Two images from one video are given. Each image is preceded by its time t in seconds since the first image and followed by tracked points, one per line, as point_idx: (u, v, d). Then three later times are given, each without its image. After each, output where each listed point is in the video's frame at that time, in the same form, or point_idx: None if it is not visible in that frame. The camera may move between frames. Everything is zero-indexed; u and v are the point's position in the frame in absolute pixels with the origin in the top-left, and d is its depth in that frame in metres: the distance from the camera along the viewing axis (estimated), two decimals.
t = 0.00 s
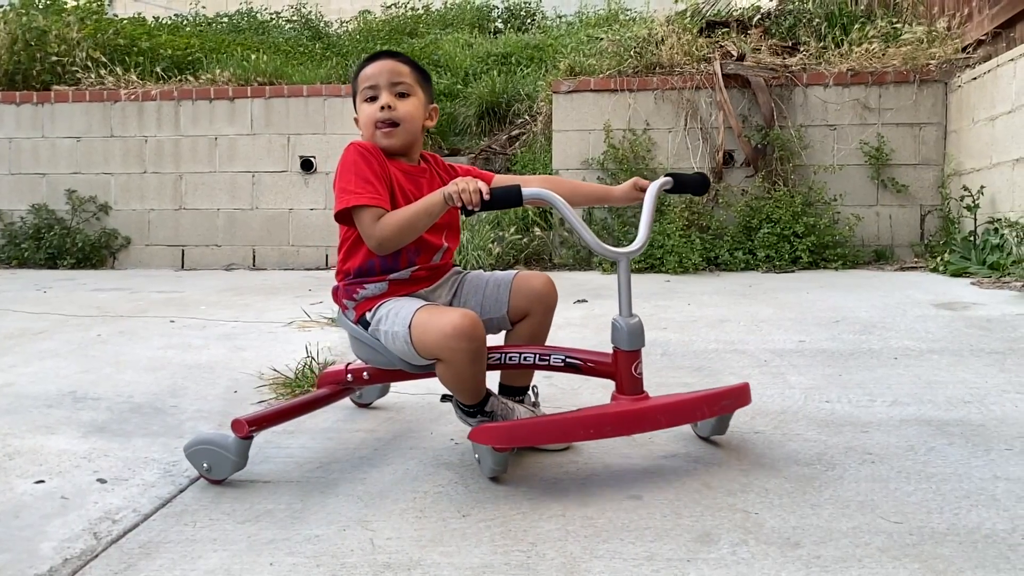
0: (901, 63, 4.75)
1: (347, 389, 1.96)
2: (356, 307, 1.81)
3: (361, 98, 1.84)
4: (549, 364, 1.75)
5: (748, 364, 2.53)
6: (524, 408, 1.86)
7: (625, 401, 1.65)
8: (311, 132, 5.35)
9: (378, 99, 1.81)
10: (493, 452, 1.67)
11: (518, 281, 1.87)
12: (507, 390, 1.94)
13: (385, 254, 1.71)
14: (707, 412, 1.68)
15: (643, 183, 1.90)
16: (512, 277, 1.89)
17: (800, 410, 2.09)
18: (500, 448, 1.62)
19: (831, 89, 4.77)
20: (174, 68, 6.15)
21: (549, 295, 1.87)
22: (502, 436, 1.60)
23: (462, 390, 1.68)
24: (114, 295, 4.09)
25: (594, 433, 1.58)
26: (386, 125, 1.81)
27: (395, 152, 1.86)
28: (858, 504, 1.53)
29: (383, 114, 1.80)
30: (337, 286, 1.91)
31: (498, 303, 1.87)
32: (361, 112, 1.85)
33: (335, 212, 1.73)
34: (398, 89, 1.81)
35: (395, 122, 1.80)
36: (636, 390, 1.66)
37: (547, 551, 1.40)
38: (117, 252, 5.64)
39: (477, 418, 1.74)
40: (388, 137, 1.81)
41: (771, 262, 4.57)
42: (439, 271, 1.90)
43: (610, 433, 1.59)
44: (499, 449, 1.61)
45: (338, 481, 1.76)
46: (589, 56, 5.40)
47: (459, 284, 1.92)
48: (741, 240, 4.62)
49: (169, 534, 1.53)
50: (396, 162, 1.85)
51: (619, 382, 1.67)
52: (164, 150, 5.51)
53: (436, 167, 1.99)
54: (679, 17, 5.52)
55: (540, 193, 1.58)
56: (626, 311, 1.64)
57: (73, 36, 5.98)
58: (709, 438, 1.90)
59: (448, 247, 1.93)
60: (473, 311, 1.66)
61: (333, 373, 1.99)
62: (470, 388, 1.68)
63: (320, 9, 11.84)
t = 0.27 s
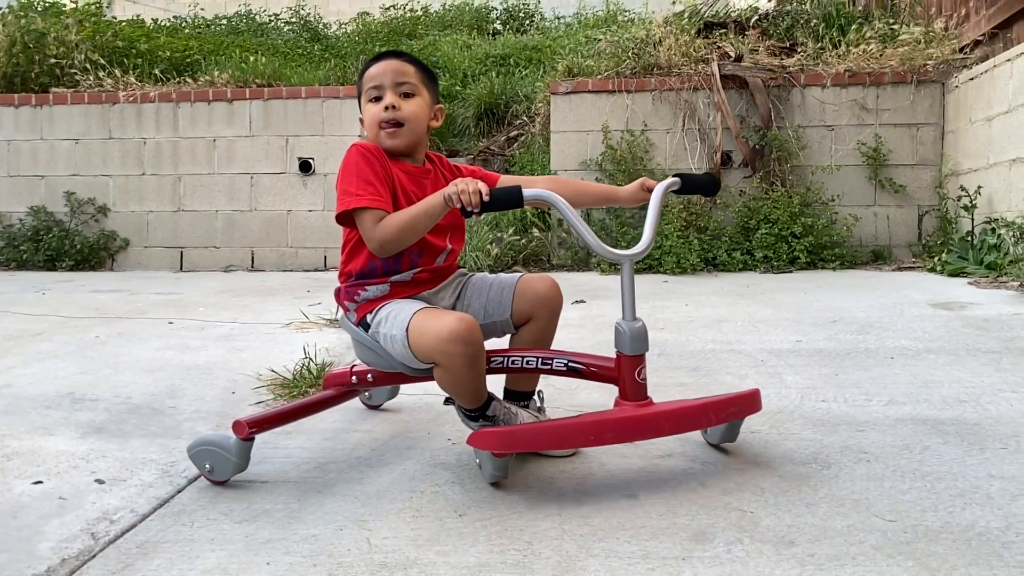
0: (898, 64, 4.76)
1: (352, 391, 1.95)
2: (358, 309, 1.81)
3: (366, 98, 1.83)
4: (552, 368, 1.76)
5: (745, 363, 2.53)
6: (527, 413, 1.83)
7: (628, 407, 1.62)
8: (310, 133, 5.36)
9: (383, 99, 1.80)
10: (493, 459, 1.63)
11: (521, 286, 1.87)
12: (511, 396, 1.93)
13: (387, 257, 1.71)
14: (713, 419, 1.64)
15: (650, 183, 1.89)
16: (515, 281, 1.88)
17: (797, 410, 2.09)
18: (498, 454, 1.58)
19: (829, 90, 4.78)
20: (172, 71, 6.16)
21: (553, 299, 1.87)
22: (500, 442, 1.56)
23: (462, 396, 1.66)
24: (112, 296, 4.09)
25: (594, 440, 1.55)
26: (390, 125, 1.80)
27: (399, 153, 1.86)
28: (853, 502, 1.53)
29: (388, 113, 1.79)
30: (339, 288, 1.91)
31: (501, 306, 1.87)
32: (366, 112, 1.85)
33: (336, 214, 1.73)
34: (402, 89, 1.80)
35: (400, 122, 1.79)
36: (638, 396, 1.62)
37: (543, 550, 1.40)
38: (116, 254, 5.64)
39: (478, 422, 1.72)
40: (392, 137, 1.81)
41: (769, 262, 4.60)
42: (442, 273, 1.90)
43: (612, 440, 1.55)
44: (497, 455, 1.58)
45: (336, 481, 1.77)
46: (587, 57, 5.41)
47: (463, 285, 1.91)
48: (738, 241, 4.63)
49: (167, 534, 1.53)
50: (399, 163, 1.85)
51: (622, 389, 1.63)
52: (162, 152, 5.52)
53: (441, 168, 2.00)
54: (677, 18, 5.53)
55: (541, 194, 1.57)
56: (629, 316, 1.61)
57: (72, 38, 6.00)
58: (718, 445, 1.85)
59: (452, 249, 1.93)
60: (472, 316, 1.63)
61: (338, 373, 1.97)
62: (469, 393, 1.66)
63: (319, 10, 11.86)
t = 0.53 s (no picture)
0: (894, 62, 4.77)
1: (355, 392, 1.93)
2: (358, 308, 1.81)
3: (369, 95, 1.83)
4: (553, 370, 1.74)
5: (741, 361, 2.54)
6: (529, 416, 1.82)
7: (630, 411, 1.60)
8: (307, 133, 5.36)
9: (386, 96, 1.80)
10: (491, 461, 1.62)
11: (524, 286, 1.85)
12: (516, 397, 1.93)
13: (387, 256, 1.71)
14: (716, 424, 1.61)
15: (655, 181, 1.87)
16: (518, 281, 1.86)
17: (792, 407, 2.10)
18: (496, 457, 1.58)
19: (825, 88, 4.79)
20: (169, 70, 6.17)
21: (555, 300, 1.85)
22: (497, 445, 1.56)
23: (459, 398, 1.66)
24: (110, 296, 4.09)
25: (594, 445, 1.54)
26: (394, 123, 1.80)
27: (402, 151, 1.86)
28: (847, 498, 1.54)
29: (390, 111, 1.79)
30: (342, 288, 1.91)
31: (503, 307, 1.85)
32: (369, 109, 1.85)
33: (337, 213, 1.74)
34: (406, 86, 1.80)
35: (402, 120, 1.80)
36: (640, 400, 1.59)
37: (538, 546, 1.41)
38: (113, 254, 5.64)
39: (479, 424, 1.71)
40: (395, 135, 1.81)
41: (765, 260, 4.59)
42: (444, 273, 1.88)
43: (610, 445, 1.54)
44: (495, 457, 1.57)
45: (332, 480, 1.78)
46: (584, 56, 5.42)
47: (465, 286, 1.90)
48: (735, 239, 4.64)
49: (164, 532, 1.54)
50: (401, 162, 1.85)
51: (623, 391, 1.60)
52: (160, 152, 5.52)
53: (445, 167, 1.98)
54: (673, 17, 5.54)
55: (541, 193, 1.53)
56: (631, 317, 1.58)
57: (68, 38, 6.00)
58: (727, 450, 1.80)
59: (457, 248, 1.91)
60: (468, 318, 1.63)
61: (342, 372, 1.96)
62: (466, 395, 1.65)
63: (316, 10, 11.87)
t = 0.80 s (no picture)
0: (890, 59, 4.78)
1: (360, 390, 1.94)
2: (357, 307, 1.80)
3: (373, 91, 1.82)
4: (553, 372, 1.70)
5: (736, 357, 2.55)
6: (530, 417, 1.79)
7: (631, 414, 1.56)
8: (303, 131, 5.37)
9: (390, 93, 1.80)
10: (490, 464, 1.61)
11: (525, 284, 1.82)
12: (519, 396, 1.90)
13: (386, 254, 1.71)
14: (721, 429, 1.56)
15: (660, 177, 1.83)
16: (521, 279, 1.84)
17: (786, 402, 2.11)
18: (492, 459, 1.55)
19: (821, 85, 4.80)
20: (166, 69, 6.17)
21: (557, 298, 1.83)
22: (493, 448, 1.53)
23: (457, 399, 1.64)
24: (107, 295, 4.09)
25: (591, 449, 1.50)
26: (397, 120, 1.80)
27: (405, 148, 1.86)
28: (840, 493, 1.55)
29: (394, 108, 1.78)
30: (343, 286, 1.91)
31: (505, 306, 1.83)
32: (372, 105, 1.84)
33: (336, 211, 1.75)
34: (410, 83, 1.80)
35: (406, 117, 1.79)
36: (641, 403, 1.55)
37: (533, 541, 1.42)
38: (110, 253, 5.64)
39: (480, 426, 1.69)
40: (399, 131, 1.81)
41: (762, 257, 4.60)
42: (446, 271, 1.87)
43: (609, 450, 1.49)
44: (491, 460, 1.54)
45: (328, 476, 1.78)
46: (580, 54, 5.43)
47: (468, 284, 1.88)
48: (732, 236, 4.64)
49: (161, 528, 1.54)
50: (402, 160, 1.85)
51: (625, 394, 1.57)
52: (156, 150, 5.52)
53: (447, 164, 1.98)
54: (669, 15, 5.54)
55: (539, 190, 1.53)
56: (632, 317, 1.54)
57: (65, 37, 5.99)
58: (737, 455, 1.74)
59: (459, 247, 1.90)
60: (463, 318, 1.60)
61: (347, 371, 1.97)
62: (464, 396, 1.63)
63: (313, 8, 11.86)
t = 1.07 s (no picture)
0: (886, 56, 4.79)
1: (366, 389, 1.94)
2: (358, 305, 1.81)
3: (378, 87, 1.82)
4: (552, 373, 1.67)
5: (732, 354, 2.56)
6: (532, 417, 1.77)
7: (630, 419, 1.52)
8: (301, 129, 5.37)
9: (395, 89, 1.80)
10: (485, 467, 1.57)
11: (527, 283, 1.82)
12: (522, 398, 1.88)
13: (386, 253, 1.71)
14: (724, 434, 1.51)
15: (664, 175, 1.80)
16: (523, 277, 1.84)
17: (781, 398, 2.12)
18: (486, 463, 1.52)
19: (817, 82, 4.81)
20: (163, 67, 6.16)
21: (560, 297, 1.81)
22: (488, 450, 1.50)
23: (454, 399, 1.64)
24: (105, 293, 4.10)
25: (587, 453, 1.46)
26: (402, 117, 1.80)
27: (409, 145, 1.86)
28: (833, 487, 1.56)
29: (400, 104, 1.79)
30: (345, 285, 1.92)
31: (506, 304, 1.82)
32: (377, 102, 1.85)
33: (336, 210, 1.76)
34: (415, 79, 1.80)
35: (411, 114, 1.80)
36: (640, 406, 1.52)
37: (528, 536, 1.43)
38: (108, 251, 5.65)
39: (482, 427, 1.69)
40: (403, 128, 1.81)
41: (758, 254, 4.61)
42: (448, 270, 1.87)
43: (605, 454, 1.46)
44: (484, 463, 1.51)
45: (325, 472, 1.79)
46: (577, 52, 5.43)
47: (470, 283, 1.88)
48: (729, 233, 4.65)
49: (158, 524, 1.55)
50: (404, 158, 1.86)
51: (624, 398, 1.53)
52: (154, 148, 5.52)
53: (450, 160, 1.97)
54: (666, 12, 5.54)
55: (538, 188, 1.52)
56: (631, 318, 1.50)
57: (62, 35, 5.99)
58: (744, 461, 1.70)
59: (461, 245, 1.90)
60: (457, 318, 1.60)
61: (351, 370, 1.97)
62: (461, 396, 1.63)
63: (310, 6, 11.85)
